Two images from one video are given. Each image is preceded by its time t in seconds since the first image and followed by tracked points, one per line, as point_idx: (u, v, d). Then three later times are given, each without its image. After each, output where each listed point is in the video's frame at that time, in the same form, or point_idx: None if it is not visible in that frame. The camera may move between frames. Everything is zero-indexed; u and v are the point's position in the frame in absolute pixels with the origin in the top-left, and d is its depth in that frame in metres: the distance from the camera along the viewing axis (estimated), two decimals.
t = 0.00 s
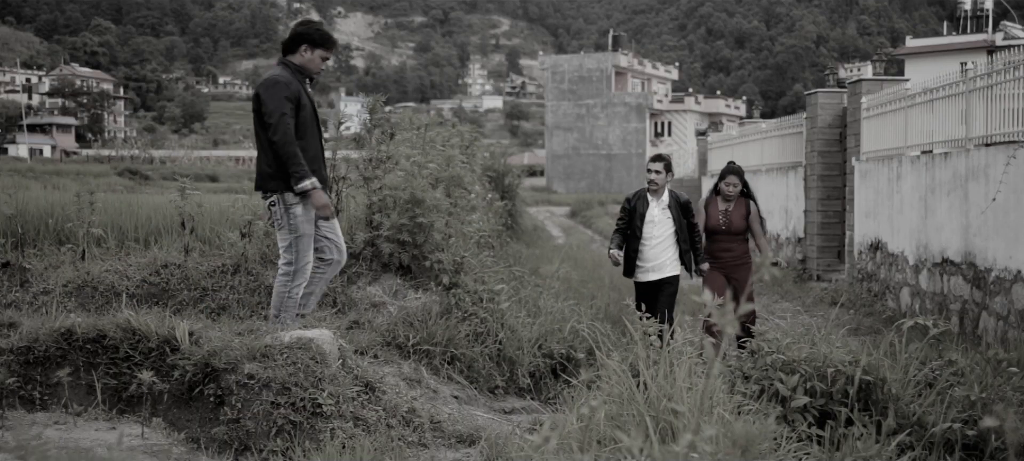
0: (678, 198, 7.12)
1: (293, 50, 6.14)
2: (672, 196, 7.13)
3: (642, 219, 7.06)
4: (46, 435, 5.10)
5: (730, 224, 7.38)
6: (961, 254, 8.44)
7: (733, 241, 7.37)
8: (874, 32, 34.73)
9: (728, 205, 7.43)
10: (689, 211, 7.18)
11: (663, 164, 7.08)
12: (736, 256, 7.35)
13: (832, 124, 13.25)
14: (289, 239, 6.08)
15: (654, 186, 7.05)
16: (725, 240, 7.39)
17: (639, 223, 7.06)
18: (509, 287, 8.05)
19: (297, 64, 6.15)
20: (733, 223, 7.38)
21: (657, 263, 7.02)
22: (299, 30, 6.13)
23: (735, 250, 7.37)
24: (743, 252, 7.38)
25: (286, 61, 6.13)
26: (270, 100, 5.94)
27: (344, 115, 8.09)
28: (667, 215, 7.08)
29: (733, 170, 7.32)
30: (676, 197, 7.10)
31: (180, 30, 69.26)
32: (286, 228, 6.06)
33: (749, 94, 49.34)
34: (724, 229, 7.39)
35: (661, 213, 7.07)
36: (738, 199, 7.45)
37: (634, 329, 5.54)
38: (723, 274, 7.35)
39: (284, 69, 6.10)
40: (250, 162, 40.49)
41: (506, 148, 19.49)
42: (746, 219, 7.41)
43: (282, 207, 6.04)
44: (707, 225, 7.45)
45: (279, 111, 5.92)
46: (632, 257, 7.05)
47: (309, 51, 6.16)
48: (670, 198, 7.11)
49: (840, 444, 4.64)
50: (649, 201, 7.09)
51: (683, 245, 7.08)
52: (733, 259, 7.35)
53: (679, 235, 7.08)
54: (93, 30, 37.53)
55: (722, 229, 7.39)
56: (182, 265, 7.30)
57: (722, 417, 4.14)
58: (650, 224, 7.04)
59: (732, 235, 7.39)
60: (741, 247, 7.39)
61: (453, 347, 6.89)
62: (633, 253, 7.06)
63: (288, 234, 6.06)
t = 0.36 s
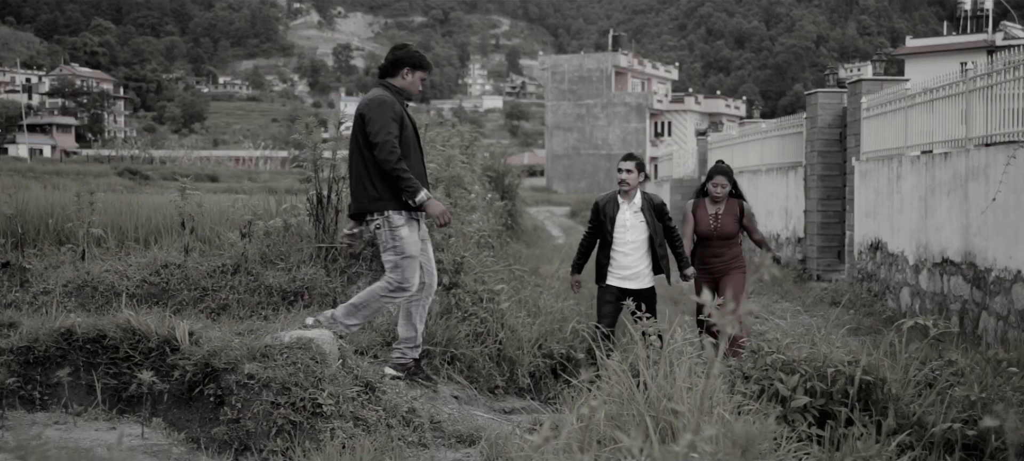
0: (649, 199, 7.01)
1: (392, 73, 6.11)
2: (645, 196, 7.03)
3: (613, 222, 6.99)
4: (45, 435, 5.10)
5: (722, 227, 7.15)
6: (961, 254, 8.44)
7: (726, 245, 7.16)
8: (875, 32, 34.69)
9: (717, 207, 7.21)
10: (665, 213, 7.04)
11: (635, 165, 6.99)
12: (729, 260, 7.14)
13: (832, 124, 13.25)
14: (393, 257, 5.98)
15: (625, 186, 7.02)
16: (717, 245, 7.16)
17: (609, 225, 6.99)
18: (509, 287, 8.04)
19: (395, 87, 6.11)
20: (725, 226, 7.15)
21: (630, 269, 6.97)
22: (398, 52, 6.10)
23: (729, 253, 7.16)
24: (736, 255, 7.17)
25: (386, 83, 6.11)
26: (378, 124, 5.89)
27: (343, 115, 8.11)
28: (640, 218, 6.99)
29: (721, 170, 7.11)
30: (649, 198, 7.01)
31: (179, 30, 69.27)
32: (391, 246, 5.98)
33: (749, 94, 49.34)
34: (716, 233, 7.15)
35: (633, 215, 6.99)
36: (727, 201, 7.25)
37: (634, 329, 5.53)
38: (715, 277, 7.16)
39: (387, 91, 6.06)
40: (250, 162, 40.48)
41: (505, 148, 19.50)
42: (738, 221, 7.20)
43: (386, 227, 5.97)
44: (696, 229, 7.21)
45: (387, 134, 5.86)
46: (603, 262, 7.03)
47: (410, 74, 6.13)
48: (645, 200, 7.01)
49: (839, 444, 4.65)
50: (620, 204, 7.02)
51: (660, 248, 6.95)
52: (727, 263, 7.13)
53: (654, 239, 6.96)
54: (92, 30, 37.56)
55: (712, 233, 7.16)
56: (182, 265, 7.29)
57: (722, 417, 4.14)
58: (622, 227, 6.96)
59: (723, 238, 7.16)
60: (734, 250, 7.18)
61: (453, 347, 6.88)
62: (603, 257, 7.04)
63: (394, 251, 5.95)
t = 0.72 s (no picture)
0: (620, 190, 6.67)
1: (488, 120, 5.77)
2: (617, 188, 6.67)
3: (583, 214, 6.59)
4: (45, 435, 5.10)
5: (708, 229, 6.63)
6: (961, 254, 8.44)
7: (716, 248, 6.63)
8: (875, 32, 34.64)
9: (704, 209, 6.69)
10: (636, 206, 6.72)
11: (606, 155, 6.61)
12: (718, 263, 6.63)
13: (832, 124, 13.25)
14: (516, 305, 5.72)
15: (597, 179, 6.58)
16: (703, 248, 6.67)
17: (581, 218, 6.58)
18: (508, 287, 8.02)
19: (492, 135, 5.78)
20: (712, 229, 6.63)
21: (598, 264, 6.50)
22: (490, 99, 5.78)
23: (719, 255, 6.64)
24: (728, 258, 6.65)
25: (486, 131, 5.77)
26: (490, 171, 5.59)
27: (343, 115, 8.11)
28: (612, 210, 6.61)
29: (706, 171, 6.58)
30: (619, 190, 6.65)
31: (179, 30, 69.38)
32: (513, 294, 5.71)
33: (749, 94, 49.30)
34: (702, 235, 6.64)
35: (605, 207, 6.61)
36: (715, 202, 6.71)
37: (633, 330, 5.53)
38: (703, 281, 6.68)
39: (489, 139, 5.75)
40: (249, 162, 40.48)
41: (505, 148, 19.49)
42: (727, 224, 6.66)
43: (508, 278, 5.67)
44: (681, 233, 6.74)
45: (495, 181, 5.58)
46: (568, 260, 6.54)
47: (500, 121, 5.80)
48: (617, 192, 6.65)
49: (839, 445, 4.65)
50: (591, 195, 6.63)
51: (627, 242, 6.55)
52: (715, 267, 6.63)
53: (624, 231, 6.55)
54: (92, 30, 37.63)
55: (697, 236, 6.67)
56: (182, 265, 7.28)
57: (722, 417, 4.14)
58: (594, 220, 6.56)
59: (711, 241, 6.64)
60: (725, 253, 6.65)
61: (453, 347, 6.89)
62: (570, 255, 6.55)
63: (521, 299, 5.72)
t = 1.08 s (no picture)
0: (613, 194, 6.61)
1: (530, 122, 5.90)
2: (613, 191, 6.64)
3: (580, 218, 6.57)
4: (45, 435, 5.10)
5: (688, 246, 6.41)
6: (960, 254, 8.44)
7: (697, 266, 6.39)
8: (874, 32, 34.63)
9: (689, 225, 6.48)
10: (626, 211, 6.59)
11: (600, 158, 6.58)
12: (698, 282, 6.38)
13: (832, 124, 13.24)
14: (550, 302, 5.85)
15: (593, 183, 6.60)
16: (685, 265, 6.44)
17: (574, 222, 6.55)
18: (508, 287, 8.01)
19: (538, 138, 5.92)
20: (692, 246, 6.40)
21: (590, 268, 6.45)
22: (534, 97, 5.90)
23: (700, 274, 6.39)
24: (710, 277, 6.38)
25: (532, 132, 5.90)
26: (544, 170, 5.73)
27: (343, 115, 8.12)
28: (602, 214, 6.56)
29: (690, 183, 6.41)
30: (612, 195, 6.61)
31: (179, 29, 69.38)
32: (546, 290, 5.83)
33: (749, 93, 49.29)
34: (682, 252, 6.43)
35: (597, 211, 6.58)
36: (701, 219, 6.48)
37: (633, 330, 5.53)
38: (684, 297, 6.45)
39: (535, 140, 5.88)
40: (249, 162, 40.49)
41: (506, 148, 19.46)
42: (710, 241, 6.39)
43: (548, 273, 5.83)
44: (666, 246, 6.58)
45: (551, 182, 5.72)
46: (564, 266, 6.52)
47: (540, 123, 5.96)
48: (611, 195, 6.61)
49: (839, 444, 4.65)
50: (587, 199, 6.63)
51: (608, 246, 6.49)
52: (695, 285, 6.39)
53: (608, 237, 6.50)
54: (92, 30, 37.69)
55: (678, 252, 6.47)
56: (182, 265, 7.28)
57: (721, 418, 4.14)
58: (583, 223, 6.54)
59: (693, 259, 6.41)
60: (707, 271, 6.39)
61: (453, 346, 6.89)
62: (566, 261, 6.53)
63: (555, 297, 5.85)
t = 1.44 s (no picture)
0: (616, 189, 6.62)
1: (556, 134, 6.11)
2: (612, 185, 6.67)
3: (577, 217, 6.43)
4: (45, 435, 5.10)
5: (684, 239, 6.43)
6: (960, 254, 8.44)
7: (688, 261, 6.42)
8: (875, 32, 34.61)
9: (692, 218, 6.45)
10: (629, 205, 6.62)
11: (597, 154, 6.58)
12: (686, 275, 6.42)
13: (832, 124, 13.25)
14: (559, 308, 5.95)
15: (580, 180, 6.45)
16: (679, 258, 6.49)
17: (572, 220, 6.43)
18: (508, 286, 8.01)
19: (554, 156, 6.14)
20: (688, 239, 6.41)
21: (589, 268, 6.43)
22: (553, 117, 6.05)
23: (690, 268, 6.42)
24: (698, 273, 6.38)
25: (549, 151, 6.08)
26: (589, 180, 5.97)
27: (343, 115, 8.12)
28: (601, 211, 6.44)
29: (695, 176, 6.35)
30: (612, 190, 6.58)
31: (178, 29, 69.47)
32: (560, 298, 5.95)
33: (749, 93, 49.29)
34: (679, 244, 6.47)
35: (595, 208, 6.46)
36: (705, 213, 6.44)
37: (633, 329, 5.53)
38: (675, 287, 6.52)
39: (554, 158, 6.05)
40: (249, 162, 40.49)
41: (506, 148, 19.45)
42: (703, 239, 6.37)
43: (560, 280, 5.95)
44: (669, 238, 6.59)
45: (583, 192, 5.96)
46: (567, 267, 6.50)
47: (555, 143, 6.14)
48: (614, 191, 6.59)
49: (839, 444, 4.65)
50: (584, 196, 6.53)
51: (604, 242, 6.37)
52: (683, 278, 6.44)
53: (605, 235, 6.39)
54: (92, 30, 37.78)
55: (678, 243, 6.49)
56: (182, 265, 7.28)
57: (722, 418, 4.14)
58: (581, 221, 6.40)
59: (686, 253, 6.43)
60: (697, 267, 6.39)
61: (453, 347, 6.89)
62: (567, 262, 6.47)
63: (568, 303, 5.97)
